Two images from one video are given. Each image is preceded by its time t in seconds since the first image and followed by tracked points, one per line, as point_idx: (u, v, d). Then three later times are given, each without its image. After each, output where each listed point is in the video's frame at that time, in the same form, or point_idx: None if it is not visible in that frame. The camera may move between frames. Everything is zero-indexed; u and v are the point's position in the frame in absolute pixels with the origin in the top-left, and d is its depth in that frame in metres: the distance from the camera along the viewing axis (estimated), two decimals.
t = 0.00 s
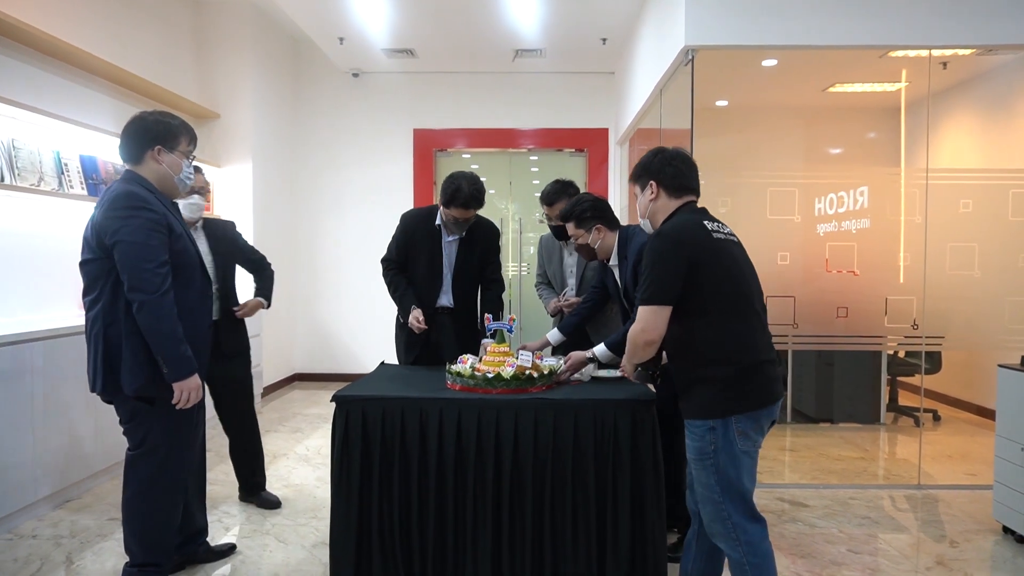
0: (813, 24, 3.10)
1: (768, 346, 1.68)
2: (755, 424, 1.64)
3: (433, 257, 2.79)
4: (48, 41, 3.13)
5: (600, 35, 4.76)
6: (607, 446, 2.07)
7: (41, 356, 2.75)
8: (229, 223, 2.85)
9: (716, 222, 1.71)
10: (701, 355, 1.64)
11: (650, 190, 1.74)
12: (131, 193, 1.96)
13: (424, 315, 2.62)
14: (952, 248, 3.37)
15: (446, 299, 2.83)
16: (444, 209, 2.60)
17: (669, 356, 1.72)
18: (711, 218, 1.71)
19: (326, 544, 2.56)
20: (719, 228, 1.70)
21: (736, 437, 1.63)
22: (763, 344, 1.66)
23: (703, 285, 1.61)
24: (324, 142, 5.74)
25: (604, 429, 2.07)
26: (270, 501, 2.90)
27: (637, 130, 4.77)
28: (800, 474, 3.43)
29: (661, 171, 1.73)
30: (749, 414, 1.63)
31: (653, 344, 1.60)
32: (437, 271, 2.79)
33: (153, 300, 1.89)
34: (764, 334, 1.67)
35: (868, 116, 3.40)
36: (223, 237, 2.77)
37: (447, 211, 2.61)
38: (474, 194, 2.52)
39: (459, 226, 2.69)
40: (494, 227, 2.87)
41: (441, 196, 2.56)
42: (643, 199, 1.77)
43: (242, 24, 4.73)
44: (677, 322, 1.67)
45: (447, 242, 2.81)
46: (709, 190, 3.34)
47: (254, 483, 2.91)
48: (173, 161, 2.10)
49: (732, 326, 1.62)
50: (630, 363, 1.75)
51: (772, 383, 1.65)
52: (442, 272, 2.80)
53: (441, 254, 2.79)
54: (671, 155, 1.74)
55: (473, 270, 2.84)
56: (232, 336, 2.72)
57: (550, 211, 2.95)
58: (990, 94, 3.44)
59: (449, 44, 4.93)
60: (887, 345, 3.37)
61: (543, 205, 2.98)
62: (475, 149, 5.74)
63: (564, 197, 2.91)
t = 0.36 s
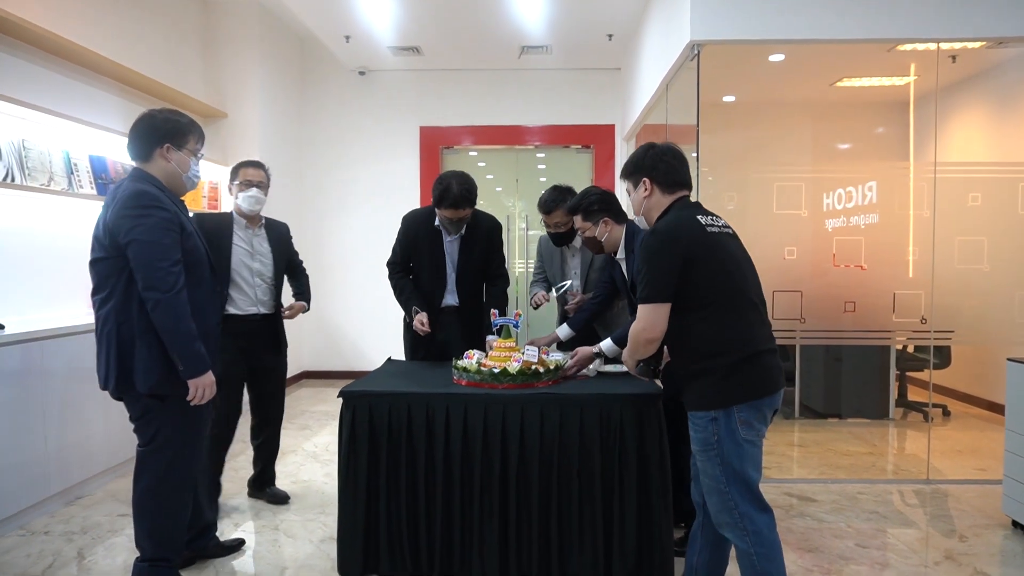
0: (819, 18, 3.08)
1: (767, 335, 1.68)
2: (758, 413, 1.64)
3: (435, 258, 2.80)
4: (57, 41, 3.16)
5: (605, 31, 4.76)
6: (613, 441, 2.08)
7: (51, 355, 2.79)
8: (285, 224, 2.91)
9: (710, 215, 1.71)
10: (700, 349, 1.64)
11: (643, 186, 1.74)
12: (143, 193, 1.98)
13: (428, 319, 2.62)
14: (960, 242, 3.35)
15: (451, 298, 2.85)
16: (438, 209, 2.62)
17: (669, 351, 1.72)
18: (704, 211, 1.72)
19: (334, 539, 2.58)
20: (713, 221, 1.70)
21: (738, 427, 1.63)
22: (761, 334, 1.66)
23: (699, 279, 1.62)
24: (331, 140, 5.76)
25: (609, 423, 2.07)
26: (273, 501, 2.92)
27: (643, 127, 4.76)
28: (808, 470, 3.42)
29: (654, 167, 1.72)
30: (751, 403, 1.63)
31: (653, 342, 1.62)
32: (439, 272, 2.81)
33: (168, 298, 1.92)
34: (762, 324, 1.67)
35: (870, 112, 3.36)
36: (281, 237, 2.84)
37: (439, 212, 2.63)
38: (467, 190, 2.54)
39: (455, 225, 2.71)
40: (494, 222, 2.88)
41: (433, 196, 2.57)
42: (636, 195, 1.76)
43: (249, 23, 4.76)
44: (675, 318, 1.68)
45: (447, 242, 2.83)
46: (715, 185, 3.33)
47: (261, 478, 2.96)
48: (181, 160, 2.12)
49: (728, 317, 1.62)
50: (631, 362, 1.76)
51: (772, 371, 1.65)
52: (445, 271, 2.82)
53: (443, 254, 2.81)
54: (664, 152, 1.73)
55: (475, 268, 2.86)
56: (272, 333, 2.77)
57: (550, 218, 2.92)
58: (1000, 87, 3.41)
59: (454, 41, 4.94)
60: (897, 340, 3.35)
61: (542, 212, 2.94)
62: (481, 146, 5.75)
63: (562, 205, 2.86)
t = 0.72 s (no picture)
0: (818, 6, 3.06)
1: (799, 335, 1.64)
2: (780, 419, 1.61)
3: (438, 255, 2.82)
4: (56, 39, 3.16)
5: (605, 23, 4.74)
6: (614, 433, 2.08)
7: (55, 352, 2.80)
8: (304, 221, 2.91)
9: (749, 207, 1.65)
10: (727, 347, 1.61)
11: (675, 172, 1.69)
12: (147, 189, 1.99)
13: (444, 323, 2.60)
14: (961, 230, 3.35)
15: (454, 295, 2.88)
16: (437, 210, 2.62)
17: (695, 345, 1.69)
18: (744, 203, 1.66)
19: (338, 531, 2.60)
20: (752, 213, 1.64)
21: (758, 430, 1.60)
22: (793, 335, 1.62)
23: (733, 276, 1.57)
24: (330, 136, 5.77)
25: (610, 414, 2.08)
26: (296, 507, 2.71)
27: (643, 119, 4.76)
28: (809, 459, 3.43)
29: (688, 154, 1.66)
30: (776, 408, 1.59)
31: (685, 343, 1.59)
32: (442, 270, 2.84)
33: (173, 294, 1.93)
34: (795, 326, 1.62)
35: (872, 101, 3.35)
36: (304, 234, 2.86)
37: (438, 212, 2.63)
38: (462, 188, 2.54)
39: (454, 224, 2.71)
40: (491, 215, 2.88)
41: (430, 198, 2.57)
42: (667, 181, 1.71)
43: (247, 19, 4.76)
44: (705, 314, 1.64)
45: (447, 239, 2.83)
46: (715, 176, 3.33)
47: (291, 473, 2.79)
48: (184, 157, 2.13)
49: (760, 318, 1.58)
50: (652, 354, 1.74)
51: (801, 375, 1.61)
52: (447, 268, 2.84)
53: (444, 252, 2.82)
54: (698, 136, 1.67)
55: (475, 264, 2.88)
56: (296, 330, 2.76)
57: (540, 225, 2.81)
58: (1001, 74, 3.40)
59: (452, 35, 4.93)
60: (898, 329, 3.36)
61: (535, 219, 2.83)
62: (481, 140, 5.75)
63: (554, 213, 2.75)
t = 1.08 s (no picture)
0: (820, 4, 3.06)
1: (846, 329, 1.59)
2: (828, 418, 1.57)
3: (449, 254, 2.83)
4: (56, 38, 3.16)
5: (605, 21, 4.74)
6: (616, 429, 2.09)
7: (56, 350, 2.81)
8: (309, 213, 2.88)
9: (796, 191, 1.59)
10: (769, 339, 1.57)
11: (719, 152, 1.63)
12: (150, 187, 1.99)
13: (464, 321, 2.62)
14: (962, 228, 3.35)
15: (461, 293, 2.90)
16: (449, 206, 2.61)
17: (736, 338, 1.66)
18: (790, 187, 1.60)
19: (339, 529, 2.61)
20: (800, 198, 1.59)
21: (802, 430, 1.57)
22: (840, 328, 1.57)
23: (779, 265, 1.52)
24: (331, 135, 5.77)
25: (611, 410, 2.09)
26: (299, 510, 2.71)
27: (644, 117, 4.76)
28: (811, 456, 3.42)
29: (733, 132, 1.60)
30: (820, 405, 1.55)
31: (722, 334, 1.57)
32: (452, 268, 2.85)
33: (174, 292, 1.93)
34: (842, 318, 1.57)
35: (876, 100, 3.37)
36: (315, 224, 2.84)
37: (452, 209, 2.62)
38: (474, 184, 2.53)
39: (463, 222, 2.69)
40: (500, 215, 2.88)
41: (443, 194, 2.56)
42: (710, 161, 1.65)
43: (248, 18, 4.76)
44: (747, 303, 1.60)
45: (457, 238, 2.83)
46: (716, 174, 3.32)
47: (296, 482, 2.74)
48: (186, 156, 2.13)
49: (805, 311, 1.54)
50: (690, 345, 1.71)
51: (848, 371, 1.56)
52: (456, 269, 2.86)
53: (454, 251, 2.83)
54: (746, 113, 1.61)
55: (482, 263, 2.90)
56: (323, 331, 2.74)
57: (539, 224, 2.79)
58: (1001, 72, 3.41)
59: (452, 33, 4.92)
60: (899, 327, 3.36)
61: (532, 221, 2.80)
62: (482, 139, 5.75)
63: (552, 212, 2.74)
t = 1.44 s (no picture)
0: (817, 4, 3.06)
1: (871, 330, 1.58)
2: (845, 418, 1.55)
3: (452, 257, 2.84)
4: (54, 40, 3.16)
5: (603, 22, 4.75)
6: (615, 429, 2.09)
7: (55, 351, 2.81)
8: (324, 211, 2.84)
9: (827, 189, 1.60)
10: (791, 335, 1.58)
11: (754, 148, 1.63)
12: (148, 189, 2.00)
13: (462, 322, 2.63)
14: (959, 227, 3.36)
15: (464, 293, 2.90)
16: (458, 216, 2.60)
17: (760, 333, 1.67)
18: (822, 184, 1.61)
19: (339, 529, 2.61)
20: (831, 197, 1.59)
21: (817, 428, 1.57)
22: (864, 329, 1.56)
23: (805, 262, 1.53)
24: (330, 136, 5.78)
25: (610, 410, 2.09)
26: (298, 510, 2.70)
27: (642, 117, 4.76)
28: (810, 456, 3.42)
29: (769, 128, 1.60)
30: (839, 405, 1.55)
31: (744, 328, 1.59)
32: (455, 270, 2.86)
33: (170, 294, 1.93)
34: (866, 319, 1.57)
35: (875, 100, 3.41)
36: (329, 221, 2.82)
37: (460, 219, 2.61)
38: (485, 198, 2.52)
39: (471, 231, 2.69)
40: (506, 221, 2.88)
41: (454, 203, 2.55)
42: (745, 157, 1.66)
43: (246, 19, 4.76)
44: (771, 298, 1.61)
45: (460, 243, 2.84)
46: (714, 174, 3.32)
47: (296, 483, 2.71)
48: (187, 158, 2.13)
49: (828, 308, 1.54)
50: (716, 338, 1.70)
51: (870, 373, 1.55)
52: (459, 272, 2.87)
53: (457, 255, 2.84)
54: (782, 109, 1.61)
55: (485, 266, 2.92)
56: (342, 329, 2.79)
57: (547, 211, 2.86)
58: (998, 72, 3.42)
59: (450, 34, 4.92)
60: (897, 327, 3.36)
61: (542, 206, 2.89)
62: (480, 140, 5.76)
63: (561, 198, 2.81)
